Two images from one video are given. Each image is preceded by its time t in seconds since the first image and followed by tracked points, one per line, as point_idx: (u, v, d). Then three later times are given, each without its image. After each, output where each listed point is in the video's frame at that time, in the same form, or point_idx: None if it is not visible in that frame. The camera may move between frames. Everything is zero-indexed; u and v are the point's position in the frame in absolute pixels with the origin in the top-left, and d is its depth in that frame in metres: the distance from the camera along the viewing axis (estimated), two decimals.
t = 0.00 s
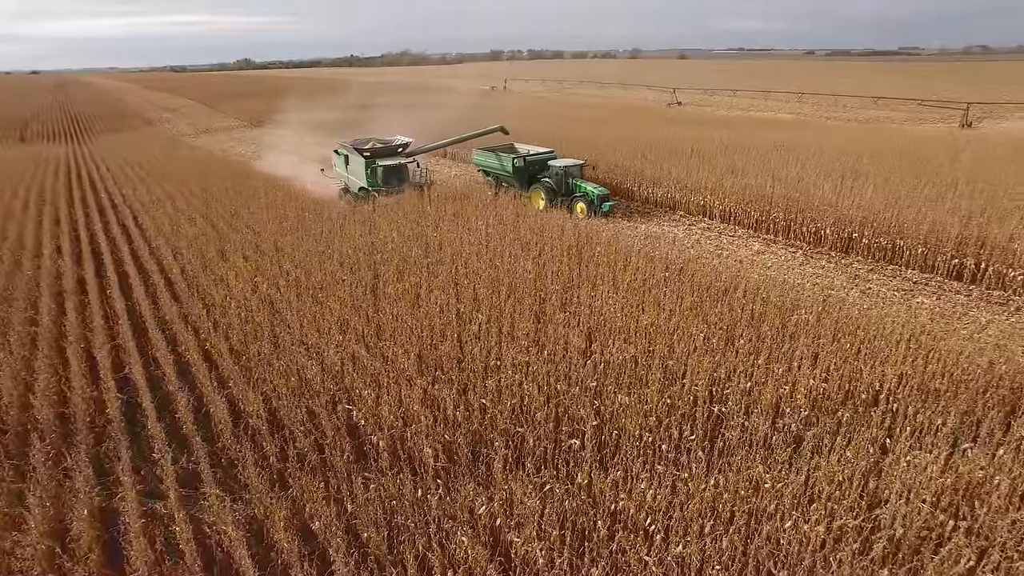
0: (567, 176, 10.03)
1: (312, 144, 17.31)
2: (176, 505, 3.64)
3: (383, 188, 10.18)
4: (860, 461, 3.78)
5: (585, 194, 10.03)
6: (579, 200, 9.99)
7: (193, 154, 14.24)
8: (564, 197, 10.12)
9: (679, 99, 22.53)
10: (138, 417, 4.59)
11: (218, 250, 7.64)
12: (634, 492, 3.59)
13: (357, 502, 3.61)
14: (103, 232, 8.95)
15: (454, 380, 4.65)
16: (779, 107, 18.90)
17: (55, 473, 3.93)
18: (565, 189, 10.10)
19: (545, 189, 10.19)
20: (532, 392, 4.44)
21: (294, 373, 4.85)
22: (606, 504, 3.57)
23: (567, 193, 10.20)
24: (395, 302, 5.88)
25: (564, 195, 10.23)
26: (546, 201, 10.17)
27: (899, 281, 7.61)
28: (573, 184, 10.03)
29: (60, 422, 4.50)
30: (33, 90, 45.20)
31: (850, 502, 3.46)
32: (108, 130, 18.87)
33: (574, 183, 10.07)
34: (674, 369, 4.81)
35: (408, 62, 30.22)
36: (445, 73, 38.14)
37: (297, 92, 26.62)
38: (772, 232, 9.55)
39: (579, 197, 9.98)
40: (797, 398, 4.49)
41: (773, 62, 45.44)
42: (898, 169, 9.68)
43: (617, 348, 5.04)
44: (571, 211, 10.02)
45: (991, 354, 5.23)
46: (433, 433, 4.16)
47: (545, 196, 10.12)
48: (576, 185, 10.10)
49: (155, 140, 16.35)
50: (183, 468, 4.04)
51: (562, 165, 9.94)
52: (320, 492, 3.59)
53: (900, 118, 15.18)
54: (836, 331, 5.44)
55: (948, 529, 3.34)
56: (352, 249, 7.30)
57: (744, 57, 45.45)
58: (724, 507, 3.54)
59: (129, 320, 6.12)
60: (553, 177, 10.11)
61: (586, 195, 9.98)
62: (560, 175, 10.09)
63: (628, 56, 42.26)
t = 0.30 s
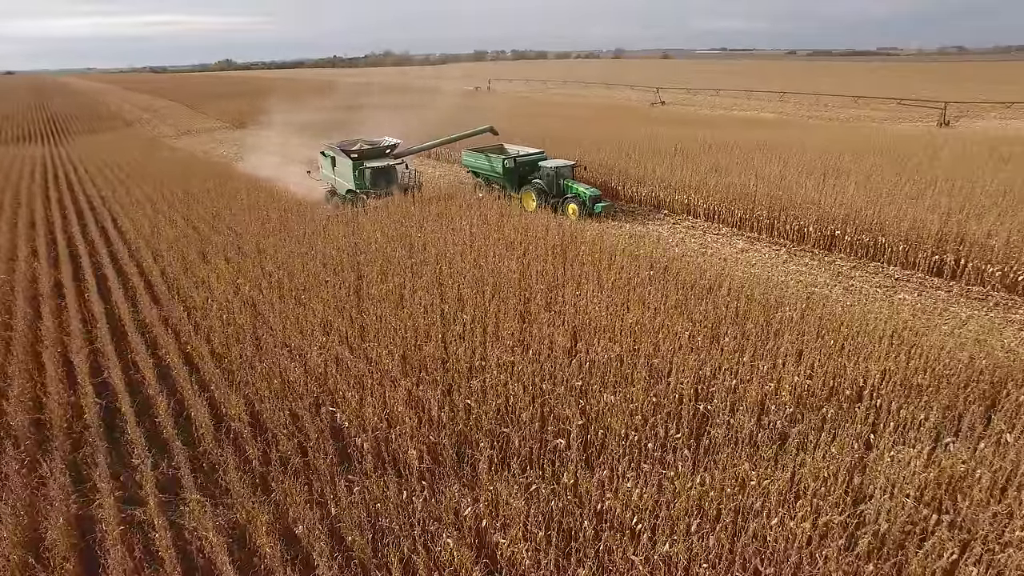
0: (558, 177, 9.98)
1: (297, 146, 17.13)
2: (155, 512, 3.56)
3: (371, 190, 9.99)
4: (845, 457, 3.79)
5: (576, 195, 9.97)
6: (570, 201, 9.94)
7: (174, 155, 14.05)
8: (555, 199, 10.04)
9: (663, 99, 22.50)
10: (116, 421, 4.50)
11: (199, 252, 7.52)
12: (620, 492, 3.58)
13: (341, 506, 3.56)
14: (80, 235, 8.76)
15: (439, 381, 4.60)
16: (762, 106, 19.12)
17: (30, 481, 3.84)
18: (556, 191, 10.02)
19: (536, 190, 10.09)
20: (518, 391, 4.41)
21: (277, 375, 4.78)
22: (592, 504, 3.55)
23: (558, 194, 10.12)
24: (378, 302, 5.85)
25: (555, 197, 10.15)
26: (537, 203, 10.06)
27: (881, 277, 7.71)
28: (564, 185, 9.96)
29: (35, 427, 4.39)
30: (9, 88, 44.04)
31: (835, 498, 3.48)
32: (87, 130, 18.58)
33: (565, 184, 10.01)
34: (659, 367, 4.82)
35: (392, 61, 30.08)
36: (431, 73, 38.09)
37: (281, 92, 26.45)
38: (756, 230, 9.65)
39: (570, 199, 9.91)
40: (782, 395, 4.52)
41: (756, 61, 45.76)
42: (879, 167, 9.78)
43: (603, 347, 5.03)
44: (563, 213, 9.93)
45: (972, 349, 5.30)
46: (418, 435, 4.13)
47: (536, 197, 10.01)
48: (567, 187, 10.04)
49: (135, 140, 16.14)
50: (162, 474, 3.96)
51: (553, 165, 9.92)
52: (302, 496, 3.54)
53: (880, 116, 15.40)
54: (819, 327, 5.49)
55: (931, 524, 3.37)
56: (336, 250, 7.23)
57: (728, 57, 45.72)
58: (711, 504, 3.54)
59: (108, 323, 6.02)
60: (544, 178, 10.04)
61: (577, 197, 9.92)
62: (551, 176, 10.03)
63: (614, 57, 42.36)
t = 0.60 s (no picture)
0: (558, 178, 9.91)
1: (289, 147, 17.04)
2: (144, 516, 3.51)
3: (368, 192, 9.91)
4: (838, 455, 3.79)
5: (576, 196, 9.93)
6: (570, 203, 9.91)
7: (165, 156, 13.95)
8: (554, 200, 9.98)
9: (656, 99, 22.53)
10: (105, 423, 4.44)
11: (189, 254, 7.45)
12: (613, 492, 3.56)
13: (332, 507, 3.53)
14: (69, 236, 8.67)
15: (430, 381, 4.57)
16: (754, 106, 19.19)
17: (17, 484, 3.78)
18: (556, 192, 9.95)
19: (535, 192, 10.01)
20: (511, 391, 4.39)
21: (269, 376, 4.73)
22: (585, 504, 3.53)
23: (558, 196, 10.06)
24: (370, 302, 5.81)
25: (555, 198, 10.10)
26: (537, 204, 10.00)
27: (874, 276, 7.75)
28: (564, 186, 9.91)
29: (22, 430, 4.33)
30: None
31: (829, 496, 3.48)
32: (76, 130, 18.44)
33: (565, 186, 9.95)
34: (652, 366, 4.81)
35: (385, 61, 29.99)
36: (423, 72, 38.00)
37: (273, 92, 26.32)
38: (749, 229, 9.70)
39: (570, 200, 9.86)
40: (775, 394, 4.52)
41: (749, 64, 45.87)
42: (870, 167, 9.82)
43: (595, 347, 5.02)
44: (562, 214, 9.88)
45: (963, 347, 5.31)
46: (410, 436, 4.09)
47: (536, 199, 9.94)
48: (567, 188, 9.99)
49: (125, 140, 16.03)
50: (151, 477, 3.90)
51: (553, 167, 9.87)
52: (292, 498, 3.51)
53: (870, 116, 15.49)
54: (812, 326, 5.49)
55: (923, 521, 3.37)
56: (327, 250, 7.19)
57: (721, 57, 45.84)
58: (704, 503, 3.53)
59: (96, 324, 5.95)
60: (544, 179, 9.98)
61: (577, 198, 9.88)
62: (551, 177, 9.97)
63: (607, 57, 42.39)
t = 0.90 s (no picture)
0: (559, 180, 9.79)
1: (282, 147, 16.95)
2: (135, 520, 3.47)
3: (367, 196, 9.68)
4: (833, 454, 3.80)
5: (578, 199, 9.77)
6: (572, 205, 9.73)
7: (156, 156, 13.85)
8: (557, 203, 9.83)
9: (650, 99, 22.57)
10: (96, 426, 4.40)
11: (182, 254, 7.38)
12: (609, 491, 3.54)
13: (326, 509, 3.49)
14: (59, 237, 8.58)
15: (425, 381, 4.55)
16: (747, 105, 19.26)
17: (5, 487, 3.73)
18: (558, 194, 9.83)
19: (536, 193, 9.89)
20: (506, 391, 4.37)
21: (262, 377, 4.69)
22: (581, 504, 3.51)
23: (560, 198, 9.93)
24: (364, 302, 5.78)
25: (557, 200, 9.96)
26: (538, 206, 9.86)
27: (867, 274, 7.79)
28: (566, 188, 9.75)
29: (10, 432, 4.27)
30: None
31: (825, 495, 3.47)
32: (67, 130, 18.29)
33: (567, 188, 9.80)
34: (648, 366, 4.80)
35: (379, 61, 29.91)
36: (417, 70, 37.93)
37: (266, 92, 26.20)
38: (743, 228, 9.75)
39: (572, 202, 9.70)
40: (770, 392, 4.53)
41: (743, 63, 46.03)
42: (864, 165, 9.85)
43: (591, 346, 5.01)
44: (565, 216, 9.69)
45: (957, 344, 5.34)
46: (405, 437, 4.06)
47: (537, 201, 9.81)
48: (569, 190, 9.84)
49: (116, 140, 15.90)
50: (142, 479, 3.86)
51: (553, 168, 9.74)
52: (285, 500, 3.47)
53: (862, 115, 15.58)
54: (807, 325, 5.51)
55: (918, 519, 3.38)
56: (321, 250, 7.14)
57: (715, 57, 45.98)
58: (700, 503, 3.53)
59: (86, 325, 5.89)
60: (545, 181, 9.85)
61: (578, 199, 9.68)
62: (552, 178, 9.85)
63: (602, 56, 42.39)
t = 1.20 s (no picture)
0: (562, 182, 9.69)
1: (277, 147, 16.87)
2: (128, 522, 3.43)
3: (367, 197, 9.54)
4: (830, 452, 3.80)
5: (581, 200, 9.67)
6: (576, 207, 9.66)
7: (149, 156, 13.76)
8: (560, 204, 9.73)
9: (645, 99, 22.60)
10: (88, 428, 4.35)
11: (176, 255, 7.33)
12: (606, 491, 3.53)
13: (322, 510, 3.47)
14: (52, 238, 8.52)
15: (421, 381, 4.52)
16: (742, 105, 19.31)
17: None
18: (561, 195, 9.73)
19: (539, 194, 9.79)
20: (502, 391, 4.35)
21: (256, 378, 4.65)
22: (578, 504, 3.50)
23: (563, 199, 9.82)
24: (359, 302, 5.74)
25: (559, 202, 9.86)
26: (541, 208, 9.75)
27: (862, 273, 7.82)
28: (569, 190, 9.65)
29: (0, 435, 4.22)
30: None
31: (823, 493, 3.47)
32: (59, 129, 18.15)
33: (571, 189, 9.70)
34: (645, 365, 4.79)
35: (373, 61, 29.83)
36: (412, 70, 37.88)
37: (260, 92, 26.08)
38: (738, 227, 9.78)
39: (576, 203, 9.60)
40: (767, 391, 4.53)
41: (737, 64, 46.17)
42: (858, 165, 9.88)
43: (587, 345, 4.99)
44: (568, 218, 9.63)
45: (952, 343, 5.35)
46: (401, 437, 4.04)
47: (540, 202, 9.71)
48: (572, 192, 9.74)
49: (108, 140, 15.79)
50: (136, 481, 3.82)
51: (557, 169, 9.64)
52: (281, 501, 3.44)
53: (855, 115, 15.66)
54: (803, 324, 5.52)
55: (915, 517, 3.39)
56: (316, 251, 7.10)
57: (710, 57, 46.09)
58: (698, 502, 3.52)
59: (78, 326, 5.84)
60: (548, 183, 9.75)
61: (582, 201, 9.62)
62: (555, 179, 9.75)
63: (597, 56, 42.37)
